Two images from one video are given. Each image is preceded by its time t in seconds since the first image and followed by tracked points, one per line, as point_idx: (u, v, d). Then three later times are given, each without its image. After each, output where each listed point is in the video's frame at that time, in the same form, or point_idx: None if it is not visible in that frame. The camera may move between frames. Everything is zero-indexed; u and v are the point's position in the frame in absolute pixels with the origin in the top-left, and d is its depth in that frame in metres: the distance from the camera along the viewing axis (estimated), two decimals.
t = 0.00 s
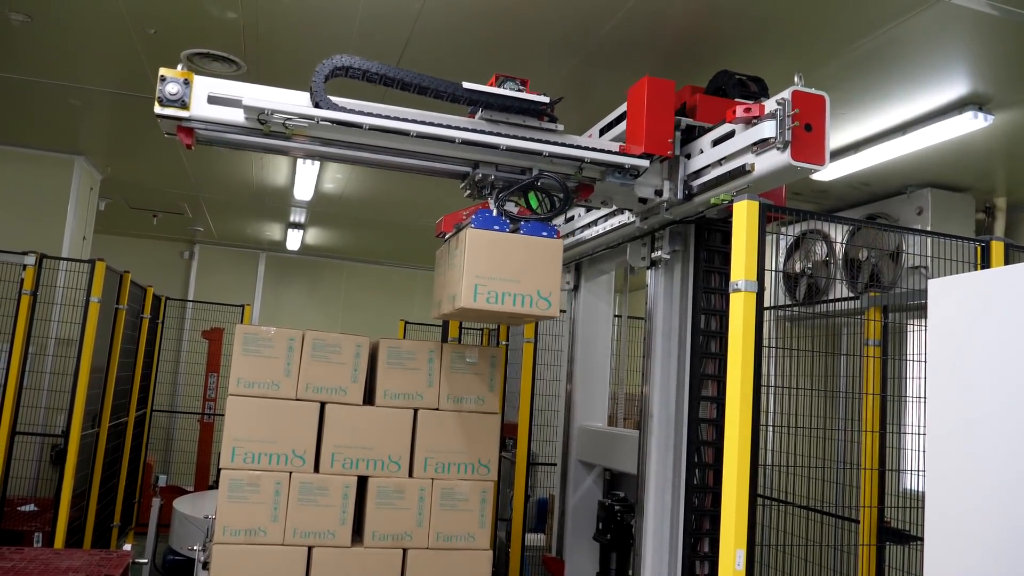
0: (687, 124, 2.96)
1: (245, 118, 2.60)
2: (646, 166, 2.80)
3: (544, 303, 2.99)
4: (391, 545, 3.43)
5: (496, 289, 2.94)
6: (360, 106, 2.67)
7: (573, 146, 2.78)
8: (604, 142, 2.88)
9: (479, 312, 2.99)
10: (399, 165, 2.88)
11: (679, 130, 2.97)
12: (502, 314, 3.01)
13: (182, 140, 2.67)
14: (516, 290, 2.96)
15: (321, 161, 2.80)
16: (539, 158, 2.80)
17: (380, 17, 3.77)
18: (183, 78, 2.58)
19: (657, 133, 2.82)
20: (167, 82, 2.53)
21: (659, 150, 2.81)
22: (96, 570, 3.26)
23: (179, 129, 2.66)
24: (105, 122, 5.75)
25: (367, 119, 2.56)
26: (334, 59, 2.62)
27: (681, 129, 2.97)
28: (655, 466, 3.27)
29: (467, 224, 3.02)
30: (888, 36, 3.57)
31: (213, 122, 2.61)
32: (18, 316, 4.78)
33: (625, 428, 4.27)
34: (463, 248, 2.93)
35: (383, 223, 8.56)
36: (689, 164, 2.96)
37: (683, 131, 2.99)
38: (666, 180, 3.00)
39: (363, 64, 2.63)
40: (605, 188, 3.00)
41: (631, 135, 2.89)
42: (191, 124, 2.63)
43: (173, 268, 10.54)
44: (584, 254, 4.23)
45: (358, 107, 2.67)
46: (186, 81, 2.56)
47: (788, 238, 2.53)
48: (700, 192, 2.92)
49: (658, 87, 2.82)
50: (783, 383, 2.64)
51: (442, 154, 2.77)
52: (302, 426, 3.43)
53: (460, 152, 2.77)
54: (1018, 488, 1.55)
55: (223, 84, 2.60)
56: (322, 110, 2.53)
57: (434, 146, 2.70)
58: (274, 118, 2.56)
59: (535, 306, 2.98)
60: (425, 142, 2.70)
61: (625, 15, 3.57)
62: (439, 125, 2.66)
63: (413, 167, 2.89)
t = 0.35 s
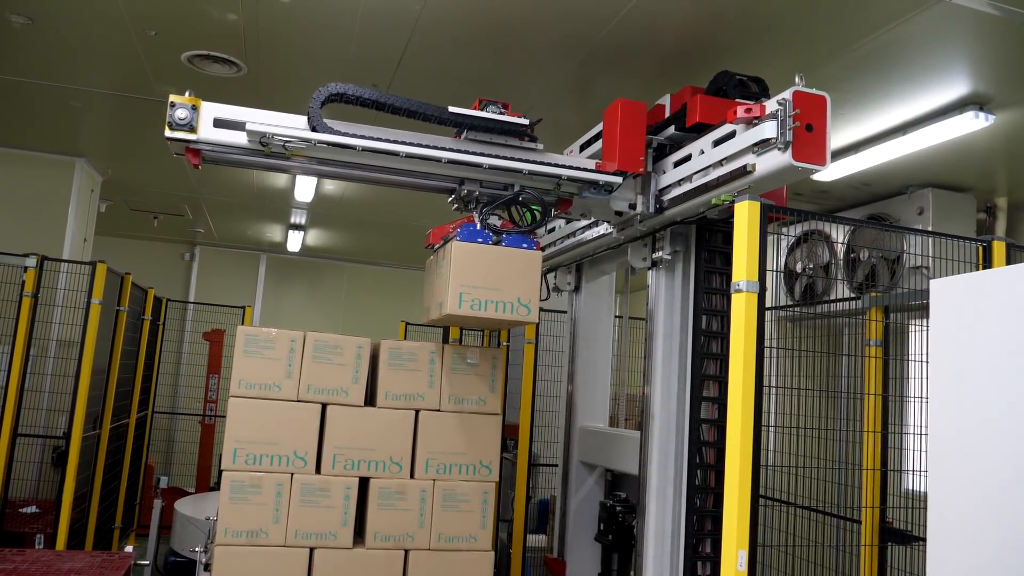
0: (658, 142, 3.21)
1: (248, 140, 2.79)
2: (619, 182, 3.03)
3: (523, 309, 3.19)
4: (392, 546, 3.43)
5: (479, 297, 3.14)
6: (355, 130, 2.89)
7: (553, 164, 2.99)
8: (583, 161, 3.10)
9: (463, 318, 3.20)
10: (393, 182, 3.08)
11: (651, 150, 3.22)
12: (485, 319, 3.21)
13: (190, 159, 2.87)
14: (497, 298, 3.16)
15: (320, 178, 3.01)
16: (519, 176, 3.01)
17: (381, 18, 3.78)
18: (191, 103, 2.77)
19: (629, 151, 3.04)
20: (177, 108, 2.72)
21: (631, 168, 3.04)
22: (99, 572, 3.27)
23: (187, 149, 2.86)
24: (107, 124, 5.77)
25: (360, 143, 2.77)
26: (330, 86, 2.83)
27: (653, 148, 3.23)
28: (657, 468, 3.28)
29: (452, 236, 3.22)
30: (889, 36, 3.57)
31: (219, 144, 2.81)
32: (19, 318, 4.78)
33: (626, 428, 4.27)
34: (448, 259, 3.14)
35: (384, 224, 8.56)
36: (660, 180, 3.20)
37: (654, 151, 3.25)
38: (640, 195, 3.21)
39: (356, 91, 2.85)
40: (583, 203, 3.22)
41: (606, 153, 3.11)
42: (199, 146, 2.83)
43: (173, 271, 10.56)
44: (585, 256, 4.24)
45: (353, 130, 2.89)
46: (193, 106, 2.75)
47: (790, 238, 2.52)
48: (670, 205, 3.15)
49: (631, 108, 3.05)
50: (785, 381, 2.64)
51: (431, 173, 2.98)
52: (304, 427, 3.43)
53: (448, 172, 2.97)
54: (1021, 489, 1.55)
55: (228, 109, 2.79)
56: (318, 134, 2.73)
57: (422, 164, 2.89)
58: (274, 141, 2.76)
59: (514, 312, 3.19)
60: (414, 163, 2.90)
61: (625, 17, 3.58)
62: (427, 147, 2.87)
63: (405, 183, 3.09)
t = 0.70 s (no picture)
0: (636, 159, 3.44)
1: (252, 160, 2.98)
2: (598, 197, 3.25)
3: (509, 316, 3.33)
4: (396, 548, 3.43)
5: (468, 304, 3.28)
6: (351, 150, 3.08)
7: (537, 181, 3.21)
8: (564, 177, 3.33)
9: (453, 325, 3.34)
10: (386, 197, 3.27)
11: (629, 165, 3.46)
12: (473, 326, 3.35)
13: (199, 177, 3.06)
14: (485, 305, 3.30)
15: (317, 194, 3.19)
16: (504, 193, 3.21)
17: (383, 21, 3.79)
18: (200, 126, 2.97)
19: (607, 167, 3.25)
20: (188, 132, 2.93)
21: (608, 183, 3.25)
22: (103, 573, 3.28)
23: (196, 168, 3.04)
24: (110, 127, 5.78)
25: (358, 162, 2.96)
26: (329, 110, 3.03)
27: (631, 164, 3.46)
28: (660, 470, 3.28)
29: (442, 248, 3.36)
30: (891, 37, 3.57)
31: (225, 163, 3.00)
32: (23, 320, 4.78)
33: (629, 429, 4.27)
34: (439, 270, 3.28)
35: (387, 225, 8.57)
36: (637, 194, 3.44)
37: (632, 166, 3.48)
38: (619, 208, 3.44)
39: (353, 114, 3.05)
40: (566, 215, 3.44)
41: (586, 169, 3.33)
42: (207, 165, 3.02)
43: (176, 273, 10.58)
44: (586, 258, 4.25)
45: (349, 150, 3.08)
46: (203, 129, 2.95)
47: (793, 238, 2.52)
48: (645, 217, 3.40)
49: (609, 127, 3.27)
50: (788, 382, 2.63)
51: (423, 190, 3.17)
52: (307, 429, 3.43)
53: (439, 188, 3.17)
54: None
55: (233, 131, 2.98)
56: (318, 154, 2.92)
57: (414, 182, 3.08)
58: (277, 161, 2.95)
59: (500, 319, 3.32)
60: (408, 181, 3.09)
61: (627, 19, 3.58)
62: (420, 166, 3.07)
63: (398, 199, 3.28)
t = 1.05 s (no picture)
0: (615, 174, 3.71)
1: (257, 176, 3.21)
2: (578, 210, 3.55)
3: (497, 322, 3.41)
4: (398, 550, 3.43)
5: (457, 311, 3.36)
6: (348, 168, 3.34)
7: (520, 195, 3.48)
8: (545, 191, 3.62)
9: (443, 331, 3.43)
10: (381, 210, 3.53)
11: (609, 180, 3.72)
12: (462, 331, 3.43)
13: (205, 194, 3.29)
14: (473, 312, 3.38)
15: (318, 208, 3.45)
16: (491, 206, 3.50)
17: (385, 25, 3.80)
18: (207, 146, 3.21)
19: (587, 183, 3.58)
20: (196, 151, 3.17)
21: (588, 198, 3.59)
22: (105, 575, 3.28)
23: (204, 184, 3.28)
24: (114, 130, 5.80)
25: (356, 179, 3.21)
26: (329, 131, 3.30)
27: (611, 179, 3.72)
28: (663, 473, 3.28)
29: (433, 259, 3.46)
30: (893, 38, 3.57)
31: (232, 180, 3.25)
32: (25, 322, 4.78)
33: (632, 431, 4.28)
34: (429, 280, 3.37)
35: (389, 227, 8.57)
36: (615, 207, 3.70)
37: (612, 182, 3.74)
38: (599, 220, 3.71)
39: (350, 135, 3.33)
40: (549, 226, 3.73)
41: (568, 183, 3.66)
42: (214, 183, 3.26)
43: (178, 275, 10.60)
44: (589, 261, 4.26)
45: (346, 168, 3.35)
46: (209, 149, 3.20)
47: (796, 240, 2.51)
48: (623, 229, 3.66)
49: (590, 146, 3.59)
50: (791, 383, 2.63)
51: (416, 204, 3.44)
52: (310, 431, 3.43)
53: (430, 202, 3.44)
54: None
55: (240, 151, 3.23)
56: (319, 171, 3.17)
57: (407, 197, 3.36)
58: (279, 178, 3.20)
59: (488, 325, 3.41)
60: (402, 195, 3.34)
61: (628, 21, 3.60)
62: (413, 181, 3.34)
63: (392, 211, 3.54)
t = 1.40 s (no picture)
0: (597, 184, 3.87)
1: (260, 188, 3.26)
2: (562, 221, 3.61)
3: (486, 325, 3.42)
4: (399, 548, 3.43)
5: (446, 314, 3.38)
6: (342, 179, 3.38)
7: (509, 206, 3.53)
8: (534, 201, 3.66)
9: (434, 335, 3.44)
10: (374, 219, 3.58)
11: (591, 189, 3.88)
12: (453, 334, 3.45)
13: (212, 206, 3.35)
14: (462, 315, 3.39)
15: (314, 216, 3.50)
16: (479, 215, 3.54)
17: (386, 24, 3.82)
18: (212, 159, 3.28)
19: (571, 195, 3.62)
20: (202, 165, 3.23)
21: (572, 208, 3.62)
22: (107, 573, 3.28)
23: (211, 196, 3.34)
24: (116, 129, 5.81)
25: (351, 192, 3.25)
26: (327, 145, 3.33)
27: (593, 188, 3.88)
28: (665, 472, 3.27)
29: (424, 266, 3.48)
30: (893, 37, 3.57)
31: (234, 193, 3.29)
32: (27, 320, 4.78)
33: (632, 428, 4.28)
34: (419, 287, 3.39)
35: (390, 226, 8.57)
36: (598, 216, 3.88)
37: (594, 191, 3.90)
38: (581, 228, 3.89)
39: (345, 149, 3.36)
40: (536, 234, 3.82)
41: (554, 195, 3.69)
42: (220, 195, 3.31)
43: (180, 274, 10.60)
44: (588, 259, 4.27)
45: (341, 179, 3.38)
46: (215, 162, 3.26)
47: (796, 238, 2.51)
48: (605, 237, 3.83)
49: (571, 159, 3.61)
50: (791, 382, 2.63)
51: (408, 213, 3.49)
52: (311, 429, 3.43)
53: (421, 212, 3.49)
54: None
55: (241, 164, 3.28)
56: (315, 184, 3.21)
57: (399, 208, 3.40)
58: (280, 191, 3.26)
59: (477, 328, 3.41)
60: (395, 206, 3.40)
61: (628, 21, 3.60)
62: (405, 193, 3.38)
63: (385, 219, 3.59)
